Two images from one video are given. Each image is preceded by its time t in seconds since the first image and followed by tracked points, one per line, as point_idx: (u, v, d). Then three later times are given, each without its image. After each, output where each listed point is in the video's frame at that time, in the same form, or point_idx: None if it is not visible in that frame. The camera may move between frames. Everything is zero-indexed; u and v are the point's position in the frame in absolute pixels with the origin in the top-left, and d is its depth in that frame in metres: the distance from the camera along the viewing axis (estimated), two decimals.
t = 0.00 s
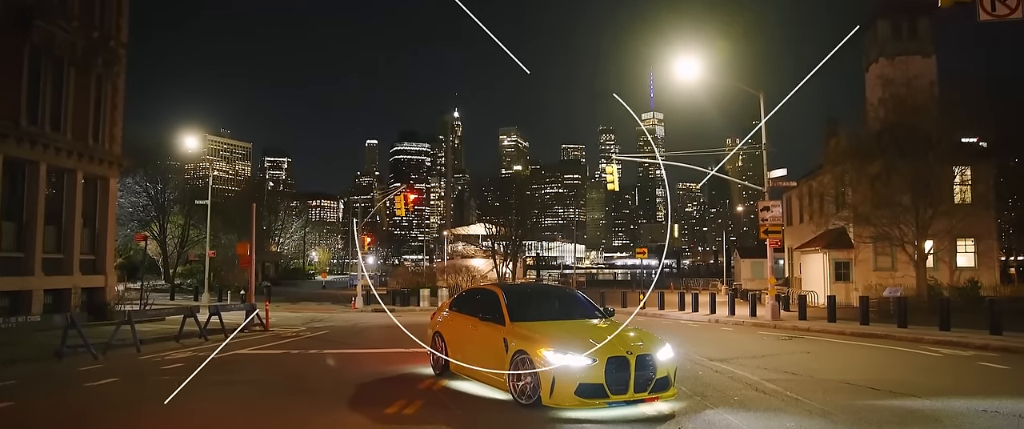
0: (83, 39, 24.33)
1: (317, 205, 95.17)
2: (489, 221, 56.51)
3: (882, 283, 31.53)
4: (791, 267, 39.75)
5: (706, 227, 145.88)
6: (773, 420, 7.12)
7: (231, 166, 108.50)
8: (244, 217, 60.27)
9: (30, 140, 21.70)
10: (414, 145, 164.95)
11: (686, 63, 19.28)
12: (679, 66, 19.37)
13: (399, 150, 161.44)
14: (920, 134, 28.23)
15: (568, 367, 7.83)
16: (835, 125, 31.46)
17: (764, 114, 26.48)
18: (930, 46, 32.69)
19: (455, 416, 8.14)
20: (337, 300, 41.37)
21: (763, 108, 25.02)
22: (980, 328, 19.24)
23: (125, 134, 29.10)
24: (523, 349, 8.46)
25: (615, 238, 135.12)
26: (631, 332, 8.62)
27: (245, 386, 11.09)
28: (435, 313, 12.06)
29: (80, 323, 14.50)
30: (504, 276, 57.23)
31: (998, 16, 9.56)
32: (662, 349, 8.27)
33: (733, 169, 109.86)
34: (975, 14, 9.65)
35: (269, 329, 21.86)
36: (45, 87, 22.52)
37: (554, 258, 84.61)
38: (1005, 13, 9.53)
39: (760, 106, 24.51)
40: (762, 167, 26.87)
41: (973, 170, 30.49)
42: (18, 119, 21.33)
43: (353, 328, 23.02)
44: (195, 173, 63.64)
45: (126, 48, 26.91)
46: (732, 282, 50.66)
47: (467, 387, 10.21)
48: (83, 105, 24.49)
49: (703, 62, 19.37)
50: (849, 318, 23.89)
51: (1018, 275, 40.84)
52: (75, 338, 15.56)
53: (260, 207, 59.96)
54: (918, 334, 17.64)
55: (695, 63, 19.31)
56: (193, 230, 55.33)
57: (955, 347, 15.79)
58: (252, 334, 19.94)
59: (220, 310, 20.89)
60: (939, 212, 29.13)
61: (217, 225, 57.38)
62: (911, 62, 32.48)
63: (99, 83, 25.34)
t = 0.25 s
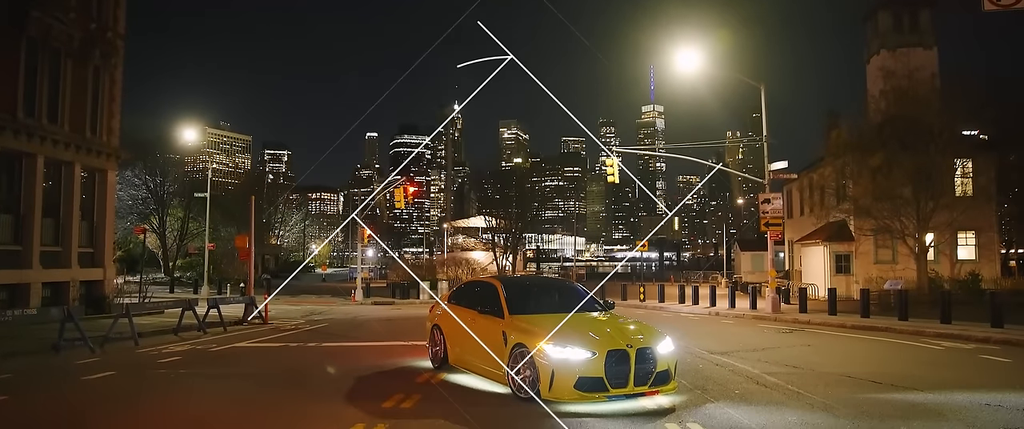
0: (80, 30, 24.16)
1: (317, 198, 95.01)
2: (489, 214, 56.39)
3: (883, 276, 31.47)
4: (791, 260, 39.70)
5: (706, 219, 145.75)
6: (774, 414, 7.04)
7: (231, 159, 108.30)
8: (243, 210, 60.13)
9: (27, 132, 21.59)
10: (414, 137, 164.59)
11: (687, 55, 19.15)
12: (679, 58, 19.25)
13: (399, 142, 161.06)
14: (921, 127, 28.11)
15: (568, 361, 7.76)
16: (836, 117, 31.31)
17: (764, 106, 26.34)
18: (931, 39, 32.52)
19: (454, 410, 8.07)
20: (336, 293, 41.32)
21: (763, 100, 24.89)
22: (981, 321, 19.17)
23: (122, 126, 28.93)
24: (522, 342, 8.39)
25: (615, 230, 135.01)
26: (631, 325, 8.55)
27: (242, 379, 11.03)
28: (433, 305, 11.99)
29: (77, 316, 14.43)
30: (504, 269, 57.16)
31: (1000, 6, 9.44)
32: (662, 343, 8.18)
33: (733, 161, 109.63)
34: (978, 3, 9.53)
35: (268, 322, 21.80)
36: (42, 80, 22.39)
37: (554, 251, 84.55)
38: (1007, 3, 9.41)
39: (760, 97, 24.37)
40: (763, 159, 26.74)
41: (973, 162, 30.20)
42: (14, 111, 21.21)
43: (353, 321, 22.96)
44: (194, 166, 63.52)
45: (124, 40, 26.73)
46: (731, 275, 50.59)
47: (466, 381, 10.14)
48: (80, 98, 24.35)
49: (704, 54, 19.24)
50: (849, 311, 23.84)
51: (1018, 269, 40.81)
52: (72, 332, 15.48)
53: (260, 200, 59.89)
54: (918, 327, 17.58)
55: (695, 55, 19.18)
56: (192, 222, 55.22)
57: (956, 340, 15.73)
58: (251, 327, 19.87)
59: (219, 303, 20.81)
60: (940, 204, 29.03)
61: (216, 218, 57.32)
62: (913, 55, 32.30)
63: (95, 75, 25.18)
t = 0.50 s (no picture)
0: (78, 24, 24.01)
1: (317, 191, 94.86)
2: (489, 208, 56.29)
3: (883, 270, 31.40)
4: (791, 254, 39.69)
5: (706, 213, 145.66)
6: (776, 409, 6.97)
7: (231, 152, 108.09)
8: (242, 204, 59.98)
9: (24, 125, 21.50)
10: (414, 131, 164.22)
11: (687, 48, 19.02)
12: (680, 51, 19.12)
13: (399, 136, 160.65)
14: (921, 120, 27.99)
15: (567, 355, 7.69)
16: (837, 111, 31.17)
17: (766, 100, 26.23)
18: (933, 32, 32.32)
19: (452, 404, 8.00)
20: (336, 287, 41.25)
21: (764, 93, 24.77)
22: (983, 315, 19.10)
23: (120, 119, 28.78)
24: (521, 336, 8.32)
25: (615, 224, 135.02)
26: (631, 319, 8.47)
27: (239, 374, 10.97)
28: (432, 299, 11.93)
29: (74, 310, 14.37)
30: (503, 263, 57.10)
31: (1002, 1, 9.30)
32: (662, 337, 8.10)
33: (733, 155, 109.44)
34: None
35: (267, 316, 21.73)
36: (39, 73, 22.27)
37: (554, 245, 84.48)
38: None
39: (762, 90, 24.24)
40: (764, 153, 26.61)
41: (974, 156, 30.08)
42: (11, 105, 21.12)
43: (352, 315, 22.88)
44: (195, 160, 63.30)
45: (121, 33, 26.56)
46: (732, 269, 50.55)
47: (464, 375, 10.10)
48: (77, 91, 24.21)
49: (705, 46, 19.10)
50: (848, 305, 23.79)
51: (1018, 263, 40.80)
52: (69, 325, 15.40)
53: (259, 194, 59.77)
54: (919, 321, 17.52)
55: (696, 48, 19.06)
56: (191, 216, 55.14)
57: (957, 334, 15.67)
58: (249, 321, 19.80)
59: (217, 297, 20.74)
60: (942, 198, 28.95)
61: (215, 211, 57.21)
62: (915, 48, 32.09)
63: (93, 68, 25.02)
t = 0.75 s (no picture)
0: (74, 17, 23.86)
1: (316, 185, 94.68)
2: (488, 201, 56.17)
3: (883, 264, 31.35)
4: (790, 248, 39.66)
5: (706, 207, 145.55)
6: (777, 404, 6.91)
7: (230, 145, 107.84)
8: (241, 197, 59.84)
9: (20, 119, 21.40)
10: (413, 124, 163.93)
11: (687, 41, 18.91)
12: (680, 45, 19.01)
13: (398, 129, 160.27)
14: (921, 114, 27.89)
15: (567, 349, 7.62)
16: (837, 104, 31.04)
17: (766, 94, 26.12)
18: (934, 25, 32.14)
19: (452, 399, 7.93)
20: (334, 280, 41.18)
21: (764, 86, 24.65)
22: (983, 309, 19.06)
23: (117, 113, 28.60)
24: (521, 330, 8.24)
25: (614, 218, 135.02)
26: (631, 313, 8.40)
27: (236, 368, 10.90)
28: (431, 293, 11.87)
29: (70, 304, 14.30)
30: (502, 257, 57.03)
31: None
32: (662, 331, 8.03)
33: (732, 148, 109.25)
34: None
35: (265, 310, 21.66)
36: (35, 66, 22.16)
37: (553, 238, 84.46)
38: None
39: (762, 84, 24.11)
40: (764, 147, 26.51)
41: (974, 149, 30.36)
42: (7, 98, 20.99)
43: (351, 309, 22.82)
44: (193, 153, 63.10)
45: (118, 26, 26.39)
46: (731, 262, 50.53)
47: (462, 369, 10.03)
48: (74, 84, 24.08)
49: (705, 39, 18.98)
50: (848, 298, 23.73)
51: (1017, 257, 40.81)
52: (65, 320, 15.33)
53: (257, 187, 59.62)
54: (919, 315, 17.48)
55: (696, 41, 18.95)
56: (190, 210, 55.05)
57: (957, 328, 15.61)
58: (248, 315, 19.74)
59: (215, 290, 20.68)
60: (941, 192, 28.89)
61: (214, 205, 57.07)
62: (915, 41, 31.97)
63: (90, 61, 24.88)
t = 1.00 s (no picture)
0: (71, 9, 23.71)
1: (315, 179, 94.54)
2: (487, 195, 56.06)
3: (883, 257, 31.29)
4: (790, 241, 39.60)
5: (705, 200, 145.41)
6: (780, 398, 6.84)
7: (229, 138, 107.65)
8: (239, 191, 59.71)
9: (16, 111, 21.29)
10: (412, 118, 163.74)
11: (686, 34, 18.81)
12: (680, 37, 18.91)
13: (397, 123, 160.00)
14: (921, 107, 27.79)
15: (567, 343, 7.53)
16: (837, 97, 30.92)
17: (765, 87, 26.01)
18: (935, 18, 31.95)
19: (450, 394, 7.85)
20: (333, 274, 41.10)
21: (764, 79, 24.51)
22: (984, 303, 19.01)
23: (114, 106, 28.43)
24: (520, 324, 8.15)
25: (614, 212, 135.01)
26: (632, 307, 8.32)
27: (234, 361, 10.83)
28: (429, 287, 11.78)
29: (67, 297, 14.23)
30: (501, 251, 56.95)
31: None
32: (663, 325, 7.95)
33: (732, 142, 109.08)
34: None
35: (264, 304, 21.58)
36: (32, 58, 22.03)
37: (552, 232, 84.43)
38: None
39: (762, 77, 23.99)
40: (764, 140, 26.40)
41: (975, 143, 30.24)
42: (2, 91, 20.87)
43: (350, 302, 22.75)
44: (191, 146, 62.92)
45: (115, 18, 26.22)
46: (730, 256, 50.46)
47: (461, 363, 9.96)
48: (71, 77, 23.94)
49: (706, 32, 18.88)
50: (848, 292, 23.67)
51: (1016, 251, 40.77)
52: (62, 313, 15.26)
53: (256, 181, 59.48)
54: (920, 309, 17.42)
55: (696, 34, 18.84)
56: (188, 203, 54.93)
57: (958, 322, 15.55)
58: (246, 309, 19.67)
59: (214, 284, 20.60)
60: (942, 185, 28.81)
61: (212, 198, 56.87)
62: (915, 34, 31.82)
63: (87, 53, 24.74)
